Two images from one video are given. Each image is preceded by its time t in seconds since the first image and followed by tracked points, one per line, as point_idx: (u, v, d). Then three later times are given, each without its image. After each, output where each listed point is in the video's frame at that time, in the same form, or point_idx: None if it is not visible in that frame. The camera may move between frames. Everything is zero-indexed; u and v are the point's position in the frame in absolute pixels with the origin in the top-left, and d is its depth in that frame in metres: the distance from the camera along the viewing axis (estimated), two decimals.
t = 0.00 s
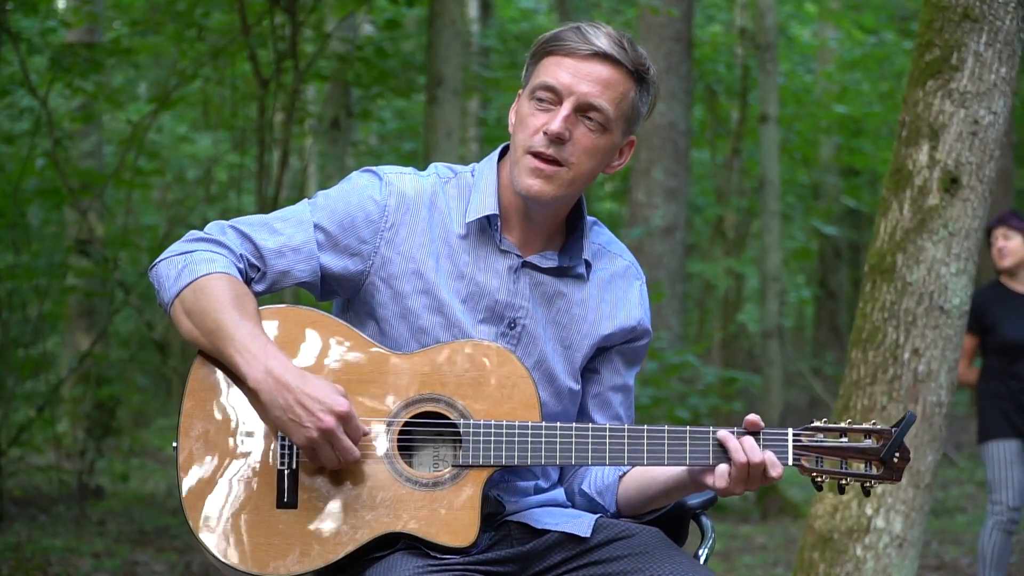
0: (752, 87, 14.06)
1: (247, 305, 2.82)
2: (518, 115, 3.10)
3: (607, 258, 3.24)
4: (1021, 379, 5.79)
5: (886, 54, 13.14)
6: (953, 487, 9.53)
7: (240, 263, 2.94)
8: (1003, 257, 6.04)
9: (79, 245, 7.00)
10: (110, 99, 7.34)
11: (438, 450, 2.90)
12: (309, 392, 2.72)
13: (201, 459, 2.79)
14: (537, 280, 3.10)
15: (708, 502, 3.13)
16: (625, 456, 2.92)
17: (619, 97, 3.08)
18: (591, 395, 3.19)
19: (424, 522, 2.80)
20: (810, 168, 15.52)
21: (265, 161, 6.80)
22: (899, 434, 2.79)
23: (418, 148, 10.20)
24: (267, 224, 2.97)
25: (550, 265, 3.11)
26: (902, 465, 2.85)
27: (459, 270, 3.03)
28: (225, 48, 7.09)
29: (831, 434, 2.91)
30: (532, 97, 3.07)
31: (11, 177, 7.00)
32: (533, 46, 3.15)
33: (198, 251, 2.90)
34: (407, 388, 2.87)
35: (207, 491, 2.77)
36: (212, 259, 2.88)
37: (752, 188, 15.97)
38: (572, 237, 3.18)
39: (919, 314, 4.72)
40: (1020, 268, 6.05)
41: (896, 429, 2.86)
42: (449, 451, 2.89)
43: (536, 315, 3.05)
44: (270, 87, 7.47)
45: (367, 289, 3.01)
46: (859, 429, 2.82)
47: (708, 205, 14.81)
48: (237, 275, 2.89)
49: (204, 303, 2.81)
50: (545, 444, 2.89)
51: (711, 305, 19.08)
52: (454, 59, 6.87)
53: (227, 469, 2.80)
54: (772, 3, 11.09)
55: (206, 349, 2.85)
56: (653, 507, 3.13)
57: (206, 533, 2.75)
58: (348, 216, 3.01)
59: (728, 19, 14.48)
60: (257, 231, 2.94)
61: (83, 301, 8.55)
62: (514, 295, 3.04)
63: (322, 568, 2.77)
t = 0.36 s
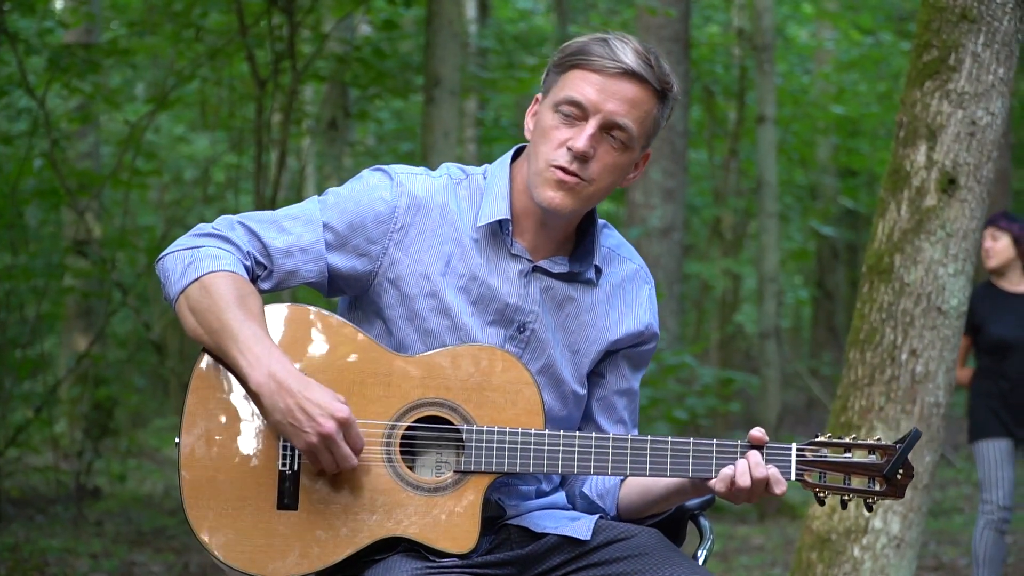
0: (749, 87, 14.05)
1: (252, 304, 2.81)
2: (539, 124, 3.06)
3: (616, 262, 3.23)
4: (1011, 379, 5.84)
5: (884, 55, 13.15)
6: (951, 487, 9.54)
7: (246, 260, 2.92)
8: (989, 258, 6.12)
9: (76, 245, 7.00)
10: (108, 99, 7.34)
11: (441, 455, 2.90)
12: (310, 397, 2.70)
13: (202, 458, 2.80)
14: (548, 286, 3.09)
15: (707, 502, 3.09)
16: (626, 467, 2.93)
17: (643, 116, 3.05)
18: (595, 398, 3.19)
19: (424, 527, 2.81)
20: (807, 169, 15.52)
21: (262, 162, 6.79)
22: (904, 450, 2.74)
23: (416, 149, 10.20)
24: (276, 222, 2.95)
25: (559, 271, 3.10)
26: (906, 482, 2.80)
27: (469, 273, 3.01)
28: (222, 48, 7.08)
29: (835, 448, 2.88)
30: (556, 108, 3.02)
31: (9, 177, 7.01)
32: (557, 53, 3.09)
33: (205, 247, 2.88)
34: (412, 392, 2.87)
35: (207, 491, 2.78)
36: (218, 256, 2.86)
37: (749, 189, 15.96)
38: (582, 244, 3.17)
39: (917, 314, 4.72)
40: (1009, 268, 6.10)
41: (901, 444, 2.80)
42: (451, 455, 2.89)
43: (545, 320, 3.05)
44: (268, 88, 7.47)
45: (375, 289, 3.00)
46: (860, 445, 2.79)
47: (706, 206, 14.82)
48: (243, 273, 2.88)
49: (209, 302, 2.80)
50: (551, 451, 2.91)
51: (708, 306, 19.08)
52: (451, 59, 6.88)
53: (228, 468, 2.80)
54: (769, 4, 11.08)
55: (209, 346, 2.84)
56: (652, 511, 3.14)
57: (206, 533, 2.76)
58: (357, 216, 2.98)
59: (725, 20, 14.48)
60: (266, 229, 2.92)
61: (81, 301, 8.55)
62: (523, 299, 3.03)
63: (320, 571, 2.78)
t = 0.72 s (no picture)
0: (746, 88, 14.05)
1: (249, 302, 2.85)
2: (602, 140, 2.90)
3: (624, 259, 3.13)
4: (992, 379, 5.86)
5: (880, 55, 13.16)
6: (948, 487, 9.53)
7: (248, 257, 2.96)
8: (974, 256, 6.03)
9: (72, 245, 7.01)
10: (104, 99, 7.35)
11: (441, 453, 2.87)
12: (303, 396, 2.71)
13: (200, 456, 2.87)
14: (554, 285, 3.00)
15: (703, 502, 3.11)
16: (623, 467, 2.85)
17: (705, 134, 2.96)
18: (598, 395, 3.10)
19: (419, 525, 2.80)
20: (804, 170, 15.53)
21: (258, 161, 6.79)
22: (905, 449, 2.62)
23: (413, 149, 10.19)
24: (279, 219, 2.97)
25: (567, 271, 3.01)
26: (908, 482, 2.69)
27: (473, 270, 2.95)
28: (218, 48, 7.09)
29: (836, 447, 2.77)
30: (624, 127, 2.87)
31: (5, 178, 7.02)
32: (613, 63, 2.91)
33: (206, 244, 2.93)
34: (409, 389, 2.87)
35: (204, 488, 2.85)
36: (218, 254, 2.91)
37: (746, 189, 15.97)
38: (590, 244, 3.07)
39: (914, 314, 4.73)
40: (992, 267, 6.06)
41: (904, 442, 2.69)
42: (451, 454, 2.85)
43: (549, 319, 2.97)
44: (264, 88, 7.46)
45: (378, 284, 2.98)
46: (860, 444, 2.68)
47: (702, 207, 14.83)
48: (244, 271, 2.92)
49: (207, 300, 2.85)
50: (547, 450, 2.84)
51: (704, 306, 19.08)
52: (448, 60, 6.87)
53: (224, 466, 2.87)
54: (766, 5, 11.08)
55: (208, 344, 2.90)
56: (652, 510, 3.13)
57: (203, 530, 2.83)
58: (361, 212, 2.96)
59: (722, 21, 14.50)
60: (267, 226, 2.95)
61: (78, 302, 8.56)
62: (526, 297, 2.95)
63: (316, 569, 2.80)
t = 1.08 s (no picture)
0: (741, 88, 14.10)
1: (253, 296, 2.88)
2: (627, 143, 2.96)
3: (623, 262, 3.17)
4: (985, 379, 5.86)
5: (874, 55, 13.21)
6: (940, 485, 9.57)
7: (254, 250, 2.99)
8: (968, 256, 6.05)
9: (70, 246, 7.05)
10: (102, 100, 7.40)
11: (440, 449, 2.90)
12: (306, 389, 2.77)
13: (201, 446, 2.89)
14: (557, 283, 3.04)
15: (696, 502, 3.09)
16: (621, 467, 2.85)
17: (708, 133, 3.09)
18: (596, 394, 3.12)
19: (417, 521, 2.80)
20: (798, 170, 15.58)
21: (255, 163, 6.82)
22: (903, 457, 2.66)
23: (408, 150, 10.23)
24: (285, 213, 3.00)
25: (570, 269, 3.05)
26: (904, 490, 2.71)
27: (477, 267, 2.99)
28: (215, 49, 7.13)
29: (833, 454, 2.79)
30: (648, 131, 2.94)
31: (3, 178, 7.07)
32: (636, 67, 2.96)
33: (213, 237, 2.96)
34: (411, 385, 2.90)
35: (204, 478, 2.88)
36: (225, 246, 2.93)
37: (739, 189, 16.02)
38: (593, 241, 3.11)
39: (906, 313, 4.77)
40: (984, 267, 6.08)
41: (900, 451, 2.72)
42: (451, 450, 2.88)
43: (551, 316, 3.00)
44: (261, 89, 7.51)
45: (383, 280, 3.02)
46: (858, 451, 2.70)
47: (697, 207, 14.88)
48: (249, 263, 2.94)
49: (212, 291, 2.88)
50: (546, 448, 2.86)
51: (699, 305, 19.11)
52: (444, 61, 6.91)
53: (225, 457, 2.89)
54: (759, 5, 11.13)
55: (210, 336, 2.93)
56: (649, 511, 3.14)
57: (201, 520, 2.85)
58: (367, 208, 3.00)
59: (716, 22, 14.55)
60: (275, 220, 2.98)
61: (75, 302, 8.59)
62: (528, 294, 2.99)
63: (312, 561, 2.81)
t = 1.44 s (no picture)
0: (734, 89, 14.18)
1: (252, 293, 2.92)
2: (615, 135, 3.00)
3: (612, 260, 3.20)
4: (987, 377, 5.88)
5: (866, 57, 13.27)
6: (932, 483, 9.62)
7: (251, 248, 3.03)
8: (968, 258, 6.20)
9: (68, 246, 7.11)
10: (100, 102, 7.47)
11: (436, 445, 2.93)
12: (303, 382, 2.80)
13: (199, 440, 2.91)
14: (549, 279, 3.08)
15: (688, 499, 3.14)
16: (615, 461, 2.91)
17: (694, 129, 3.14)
18: (587, 391, 3.15)
19: (414, 516, 2.84)
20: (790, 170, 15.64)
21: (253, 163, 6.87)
22: (894, 451, 2.70)
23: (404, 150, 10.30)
24: (282, 211, 3.04)
25: (562, 265, 3.10)
26: (894, 484, 2.78)
27: (471, 263, 3.04)
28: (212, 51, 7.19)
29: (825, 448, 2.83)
30: (637, 125, 2.99)
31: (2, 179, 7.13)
32: (623, 62, 3.01)
33: (210, 235, 2.99)
34: (408, 380, 2.93)
35: (202, 472, 2.89)
36: (223, 244, 2.98)
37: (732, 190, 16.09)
38: (583, 238, 3.17)
39: (897, 312, 4.84)
40: (985, 268, 6.21)
41: (890, 446, 2.78)
42: (446, 445, 2.92)
43: (544, 311, 3.04)
44: (258, 90, 7.57)
45: (379, 276, 3.05)
46: (852, 445, 2.75)
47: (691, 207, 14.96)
48: (246, 261, 2.99)
49: (211, 288, 2.93)
50: (541, 442, 2.91)
51: (693, 305, 19.19)
52: (439, 63, 6.97)
53: (223, 452, 2.91)
54: (752, 7, 11.20)
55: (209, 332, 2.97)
56: (642, 506, 3.19)
57: (199, 514, 2.85)
58: (362, 205, 3.05)
59: (710, 24, 14.64)
60: (271, 218, 3.02)
61: (74, 302, 8.66)
62: (521, 289, 3.04)
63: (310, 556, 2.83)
